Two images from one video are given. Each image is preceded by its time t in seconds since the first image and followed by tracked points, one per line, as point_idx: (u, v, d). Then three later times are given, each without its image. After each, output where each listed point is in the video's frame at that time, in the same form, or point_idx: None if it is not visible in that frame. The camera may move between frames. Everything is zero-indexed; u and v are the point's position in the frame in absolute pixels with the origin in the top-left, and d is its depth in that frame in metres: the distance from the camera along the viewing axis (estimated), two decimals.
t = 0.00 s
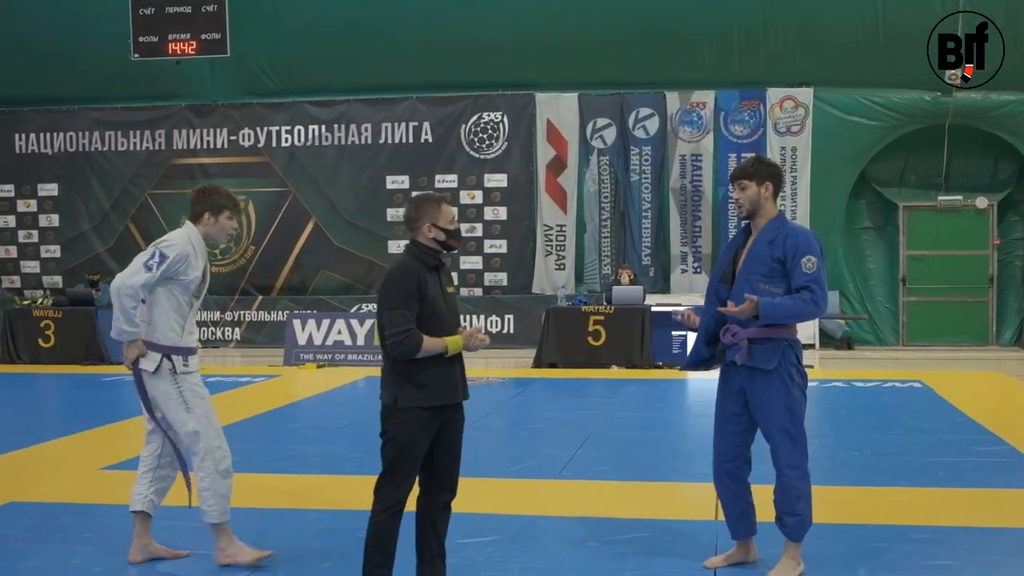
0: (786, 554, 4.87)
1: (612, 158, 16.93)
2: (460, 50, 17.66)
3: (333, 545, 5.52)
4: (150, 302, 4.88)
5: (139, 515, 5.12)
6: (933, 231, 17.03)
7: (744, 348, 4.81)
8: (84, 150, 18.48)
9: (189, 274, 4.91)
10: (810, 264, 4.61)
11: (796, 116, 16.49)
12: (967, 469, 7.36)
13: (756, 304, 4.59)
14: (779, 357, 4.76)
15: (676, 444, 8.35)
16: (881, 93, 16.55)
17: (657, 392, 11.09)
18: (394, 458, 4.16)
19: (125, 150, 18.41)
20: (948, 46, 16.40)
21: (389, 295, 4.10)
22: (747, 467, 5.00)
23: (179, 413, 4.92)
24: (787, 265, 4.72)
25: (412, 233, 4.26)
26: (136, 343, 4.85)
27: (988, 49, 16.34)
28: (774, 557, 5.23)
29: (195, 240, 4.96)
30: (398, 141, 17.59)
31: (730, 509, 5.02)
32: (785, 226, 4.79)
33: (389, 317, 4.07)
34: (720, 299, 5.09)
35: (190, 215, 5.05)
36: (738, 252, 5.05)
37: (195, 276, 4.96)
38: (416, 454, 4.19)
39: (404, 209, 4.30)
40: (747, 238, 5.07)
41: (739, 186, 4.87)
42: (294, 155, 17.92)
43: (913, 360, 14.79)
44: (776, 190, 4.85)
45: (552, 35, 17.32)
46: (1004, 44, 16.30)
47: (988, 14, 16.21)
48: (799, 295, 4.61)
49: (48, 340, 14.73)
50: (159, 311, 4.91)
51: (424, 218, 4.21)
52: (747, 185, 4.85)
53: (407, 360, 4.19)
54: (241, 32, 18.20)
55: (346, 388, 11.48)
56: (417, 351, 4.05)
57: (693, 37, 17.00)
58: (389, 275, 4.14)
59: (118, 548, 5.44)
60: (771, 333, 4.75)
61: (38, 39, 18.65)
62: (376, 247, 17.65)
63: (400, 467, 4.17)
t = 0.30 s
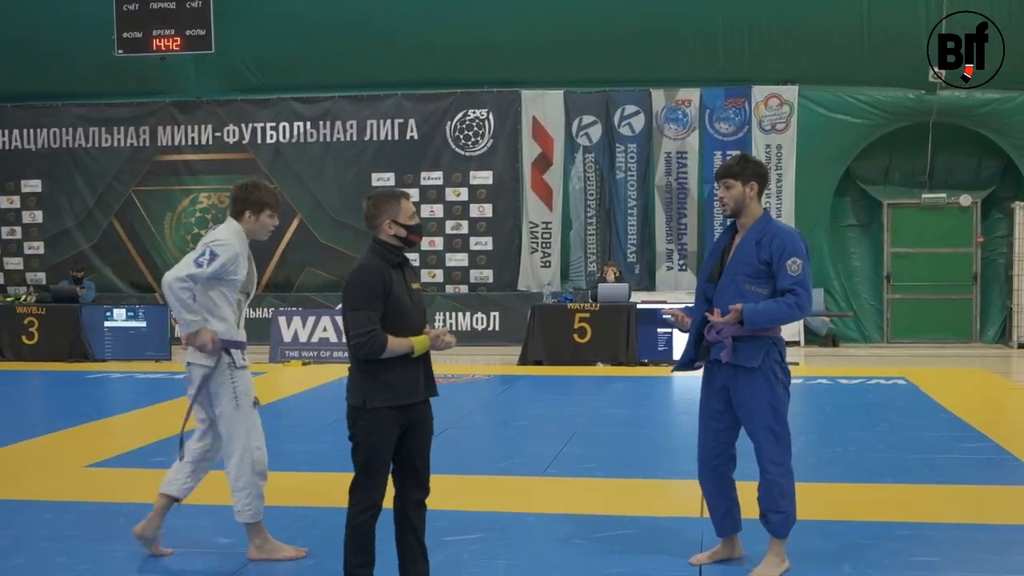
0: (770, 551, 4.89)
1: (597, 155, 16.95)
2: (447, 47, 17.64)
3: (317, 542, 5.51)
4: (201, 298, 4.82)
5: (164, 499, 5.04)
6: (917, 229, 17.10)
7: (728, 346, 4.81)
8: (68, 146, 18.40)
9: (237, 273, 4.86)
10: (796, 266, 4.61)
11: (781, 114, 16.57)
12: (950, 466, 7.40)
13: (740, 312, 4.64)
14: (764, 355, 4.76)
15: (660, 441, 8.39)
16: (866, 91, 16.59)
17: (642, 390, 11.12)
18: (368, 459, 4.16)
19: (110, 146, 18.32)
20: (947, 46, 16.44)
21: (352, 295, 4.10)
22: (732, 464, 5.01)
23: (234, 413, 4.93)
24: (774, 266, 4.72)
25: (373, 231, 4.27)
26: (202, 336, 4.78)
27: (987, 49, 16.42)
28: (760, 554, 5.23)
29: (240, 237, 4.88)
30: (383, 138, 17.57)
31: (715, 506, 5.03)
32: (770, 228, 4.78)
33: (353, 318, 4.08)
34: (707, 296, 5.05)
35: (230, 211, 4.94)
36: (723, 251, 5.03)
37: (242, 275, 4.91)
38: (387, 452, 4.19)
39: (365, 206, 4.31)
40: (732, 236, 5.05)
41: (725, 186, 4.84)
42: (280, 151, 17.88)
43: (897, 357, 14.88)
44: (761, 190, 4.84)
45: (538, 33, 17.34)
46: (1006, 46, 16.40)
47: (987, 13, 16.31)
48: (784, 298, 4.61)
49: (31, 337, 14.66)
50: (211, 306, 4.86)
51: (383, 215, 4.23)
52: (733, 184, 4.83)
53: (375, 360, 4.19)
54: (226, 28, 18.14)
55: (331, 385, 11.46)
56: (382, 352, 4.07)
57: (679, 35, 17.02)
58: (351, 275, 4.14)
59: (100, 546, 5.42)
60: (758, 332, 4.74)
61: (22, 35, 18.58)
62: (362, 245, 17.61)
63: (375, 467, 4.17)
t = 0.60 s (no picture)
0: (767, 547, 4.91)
1: (593, 153, 16.96)
2: (443, 44, 17.64)
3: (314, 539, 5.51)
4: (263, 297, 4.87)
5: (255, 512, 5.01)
6: (913, 227, 17.14)
7: (727, 344, 4.78)
8: (63, 143, 18.36)
9: (291, 265, 4.94)
10: (795, 264, 4.63)
11: (777, 111, 16.55)
12: (946, 463, 7.41)
13: (742, 310, 4.62)
14: (761, 352, 4.77)
15: (656, 438, 8.41)
16: (862, 89, 16.63)
17: (638, 387, 11.13)
18: (348, 457, 4.18)
19: (105, 143, 18.29)
20: (948, 46, 16.43)
21: (340, 291, 4.11)
22: (727, 461, 5.01)
23: (265, 411, 4.96)
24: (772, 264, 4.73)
25: (363, 228, 4.27)
26: (270, 334, 4.87)
27: (987, 49, 16.42)
28: (756, 551, 5.25)
29: (290, 230, 4.95)
30: (380, 135, 17.56)
31: (712, 504, 5.02)
32: (769, 225, 4.80)
33: (340, 314, 4.08)
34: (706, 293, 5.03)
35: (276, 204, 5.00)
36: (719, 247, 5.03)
37: (294, 268, 4.99)
38: (367, 450, 4.21)
39: (357, 202, 4.31)
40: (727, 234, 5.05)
41: (725, 183, 4.83)
42: (276, 148, 17.85)
43: (893, 355, 14.91)
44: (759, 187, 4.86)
45: (534, 30, 17.34)
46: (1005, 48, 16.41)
47: (988, 13, 16.30)
48: (783, 295, 4.63)
49: (27, 333, 14.65)
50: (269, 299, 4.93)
51: (375, 212, 4.23)
52: (732, 181, 4.83)
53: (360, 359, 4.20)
54: (222, 25, 18.12)
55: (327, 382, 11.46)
56: (366, 349, 4.06)
57: (675, 32, 17.03)
58: (339, 272, 4.15)
59: (97, 542, 5.42)
60: (756, 330, 4.75)
61: (18, 32, 18.55)
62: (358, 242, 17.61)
63: (355, 466, 4.19)
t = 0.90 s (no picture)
0: (767, 544, 4.91)
1: (592, 151, 16.95)
2: (443, 42, 17.64)
3: (315, 536, 5.50)
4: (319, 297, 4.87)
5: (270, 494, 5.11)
6: (913, 225, 17.12)
7: (727, 339, 4.76)
8: (63, 141, 18.35)
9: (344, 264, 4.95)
10: (795, 258, 4.63)
11: (777, 109, 16.55)
12: (947, 461, 7.40)
13: (746, 304, 4.58)
14: (761, 347, 4.76)
15: (656, 436, 8.40)
16: (862, 86, 16.62)
17: (639, 385, 11.12)
18: (347, 453, 4.18)
19: (104, 141, 18.28)
20: (947, 46, 16.38)
21: (336, 287, 4.10)
22: (726, 458, 4.99)
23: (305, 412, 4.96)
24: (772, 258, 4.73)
25: (360, 223, 4.27)
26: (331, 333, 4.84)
27: (987, 50, 16.38)
28: (756, 548, 5.24)
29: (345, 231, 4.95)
30: (379, 133, 17.54)
31: (710, 502, 5.01)
32: (768, 220, 4.79)
33: (336, 309, 4.07)
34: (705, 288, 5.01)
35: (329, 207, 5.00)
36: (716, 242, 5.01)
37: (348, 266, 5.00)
38: (367, 446, 4.20)
39: (354, 197, 4.32)
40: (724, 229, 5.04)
41: (727, 178, 4.81)
42: (275, 146, 17.84)
43: (893, 353, 14.91)
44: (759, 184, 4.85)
45: (534, 27, 17.32)
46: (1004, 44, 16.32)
47: (988, 13, 16.27)
48: (784, 290, 4.62)
49: (26, 332, 14.65)
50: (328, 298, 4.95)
51: (373, 207, 4.24)
52: (734, 177, 4.81)
53: (358, 354, 4.19)
54: (221, 22, 18.10)
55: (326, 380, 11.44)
56: (362, 345, 4.05)
57: (675, 30, 17.02)
58: (335, 267, 4.14)
59: (97, 540, 5.41)
60: (756, 325, 4.74)
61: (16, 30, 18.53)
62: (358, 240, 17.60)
63: (355, 462, 4.18)
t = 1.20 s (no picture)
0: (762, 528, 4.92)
1: (590, 132, 16.89)
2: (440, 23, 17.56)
3: (313, 518, 5.52)
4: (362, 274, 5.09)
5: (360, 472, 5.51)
6: (912, 206, 17.10)
7: (732, 338, 4.75)
8: (59, 123, 18.28)
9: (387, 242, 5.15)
10: (786, 251, 4.62)
11: (775, 90, 16.50)
12: (944, 442, 7.43)
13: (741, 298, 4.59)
14: (761, 342, 4.75)
15: (654, 416, 8.43)
16: (862, 67, 16.55)
17: (637, 366, 11.15)
18: (355, 432, 4.18)
19: (101, 123, 18.21)
20: (947, 46, 16.35)
21: (335, 270, 4.09)
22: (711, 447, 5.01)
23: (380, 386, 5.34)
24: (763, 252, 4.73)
25: (361, 203, 4.27)
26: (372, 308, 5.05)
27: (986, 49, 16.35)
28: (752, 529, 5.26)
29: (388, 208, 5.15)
30: (377, 115, 17.48)
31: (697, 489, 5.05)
32: (755, 215, 4.78)
33: (336, 291, 4.07)
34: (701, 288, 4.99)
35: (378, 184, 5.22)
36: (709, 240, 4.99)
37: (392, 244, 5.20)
38: (374, 426, 4.21)
39: (354, 177, 4.31)
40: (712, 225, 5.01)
41: (715, 176, 4.79)
42: (272, 128, 17.78)
43: (891, 333, 14.94)
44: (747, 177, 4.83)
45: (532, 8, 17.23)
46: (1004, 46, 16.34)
47: (987, 14, 16.34)
48: (779, 282, 4.61)
49: (23, 314, 14.65)
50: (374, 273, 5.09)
51: (372, 187, 4.23)
52: (721, 174, 4.79)
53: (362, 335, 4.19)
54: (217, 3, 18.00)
55: (325, 362, 11.46)
56: (363, 327, 4.05)
57: (674, 12, 16.96)
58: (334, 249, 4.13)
59: (95, 522, 5.43)
60: (757, 321, 4.72)
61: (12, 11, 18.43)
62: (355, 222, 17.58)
63: (362, 443, 4.20)
